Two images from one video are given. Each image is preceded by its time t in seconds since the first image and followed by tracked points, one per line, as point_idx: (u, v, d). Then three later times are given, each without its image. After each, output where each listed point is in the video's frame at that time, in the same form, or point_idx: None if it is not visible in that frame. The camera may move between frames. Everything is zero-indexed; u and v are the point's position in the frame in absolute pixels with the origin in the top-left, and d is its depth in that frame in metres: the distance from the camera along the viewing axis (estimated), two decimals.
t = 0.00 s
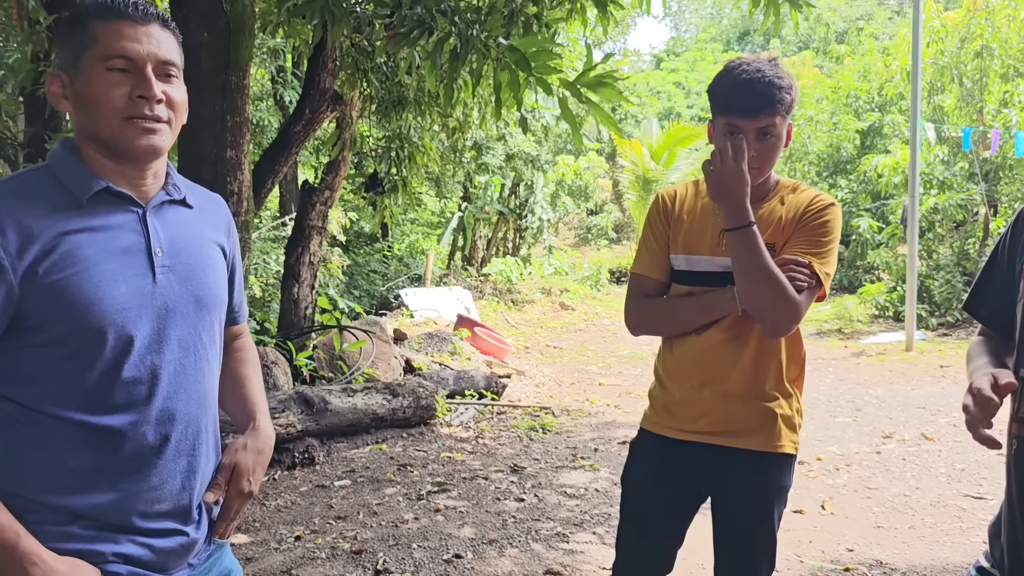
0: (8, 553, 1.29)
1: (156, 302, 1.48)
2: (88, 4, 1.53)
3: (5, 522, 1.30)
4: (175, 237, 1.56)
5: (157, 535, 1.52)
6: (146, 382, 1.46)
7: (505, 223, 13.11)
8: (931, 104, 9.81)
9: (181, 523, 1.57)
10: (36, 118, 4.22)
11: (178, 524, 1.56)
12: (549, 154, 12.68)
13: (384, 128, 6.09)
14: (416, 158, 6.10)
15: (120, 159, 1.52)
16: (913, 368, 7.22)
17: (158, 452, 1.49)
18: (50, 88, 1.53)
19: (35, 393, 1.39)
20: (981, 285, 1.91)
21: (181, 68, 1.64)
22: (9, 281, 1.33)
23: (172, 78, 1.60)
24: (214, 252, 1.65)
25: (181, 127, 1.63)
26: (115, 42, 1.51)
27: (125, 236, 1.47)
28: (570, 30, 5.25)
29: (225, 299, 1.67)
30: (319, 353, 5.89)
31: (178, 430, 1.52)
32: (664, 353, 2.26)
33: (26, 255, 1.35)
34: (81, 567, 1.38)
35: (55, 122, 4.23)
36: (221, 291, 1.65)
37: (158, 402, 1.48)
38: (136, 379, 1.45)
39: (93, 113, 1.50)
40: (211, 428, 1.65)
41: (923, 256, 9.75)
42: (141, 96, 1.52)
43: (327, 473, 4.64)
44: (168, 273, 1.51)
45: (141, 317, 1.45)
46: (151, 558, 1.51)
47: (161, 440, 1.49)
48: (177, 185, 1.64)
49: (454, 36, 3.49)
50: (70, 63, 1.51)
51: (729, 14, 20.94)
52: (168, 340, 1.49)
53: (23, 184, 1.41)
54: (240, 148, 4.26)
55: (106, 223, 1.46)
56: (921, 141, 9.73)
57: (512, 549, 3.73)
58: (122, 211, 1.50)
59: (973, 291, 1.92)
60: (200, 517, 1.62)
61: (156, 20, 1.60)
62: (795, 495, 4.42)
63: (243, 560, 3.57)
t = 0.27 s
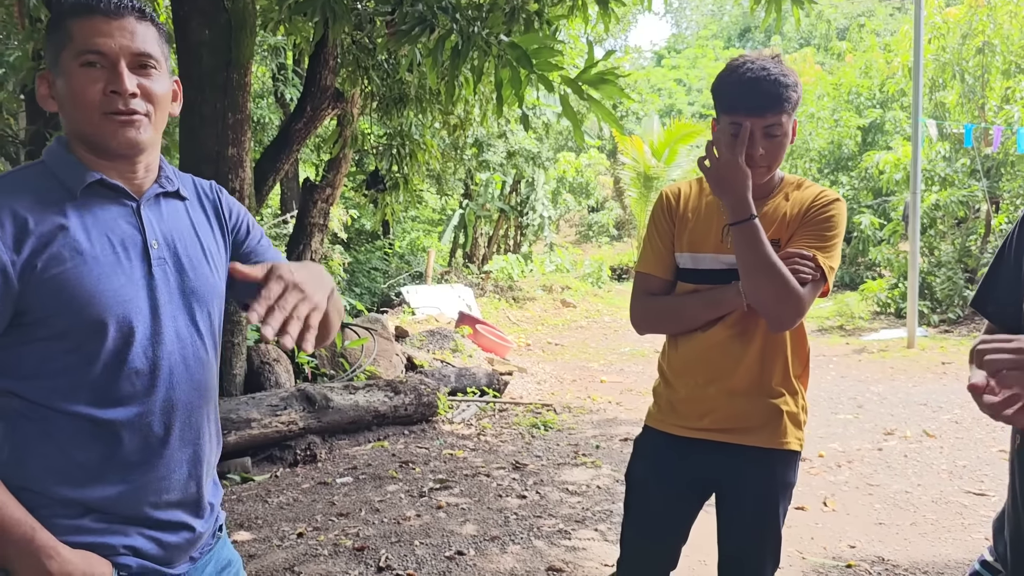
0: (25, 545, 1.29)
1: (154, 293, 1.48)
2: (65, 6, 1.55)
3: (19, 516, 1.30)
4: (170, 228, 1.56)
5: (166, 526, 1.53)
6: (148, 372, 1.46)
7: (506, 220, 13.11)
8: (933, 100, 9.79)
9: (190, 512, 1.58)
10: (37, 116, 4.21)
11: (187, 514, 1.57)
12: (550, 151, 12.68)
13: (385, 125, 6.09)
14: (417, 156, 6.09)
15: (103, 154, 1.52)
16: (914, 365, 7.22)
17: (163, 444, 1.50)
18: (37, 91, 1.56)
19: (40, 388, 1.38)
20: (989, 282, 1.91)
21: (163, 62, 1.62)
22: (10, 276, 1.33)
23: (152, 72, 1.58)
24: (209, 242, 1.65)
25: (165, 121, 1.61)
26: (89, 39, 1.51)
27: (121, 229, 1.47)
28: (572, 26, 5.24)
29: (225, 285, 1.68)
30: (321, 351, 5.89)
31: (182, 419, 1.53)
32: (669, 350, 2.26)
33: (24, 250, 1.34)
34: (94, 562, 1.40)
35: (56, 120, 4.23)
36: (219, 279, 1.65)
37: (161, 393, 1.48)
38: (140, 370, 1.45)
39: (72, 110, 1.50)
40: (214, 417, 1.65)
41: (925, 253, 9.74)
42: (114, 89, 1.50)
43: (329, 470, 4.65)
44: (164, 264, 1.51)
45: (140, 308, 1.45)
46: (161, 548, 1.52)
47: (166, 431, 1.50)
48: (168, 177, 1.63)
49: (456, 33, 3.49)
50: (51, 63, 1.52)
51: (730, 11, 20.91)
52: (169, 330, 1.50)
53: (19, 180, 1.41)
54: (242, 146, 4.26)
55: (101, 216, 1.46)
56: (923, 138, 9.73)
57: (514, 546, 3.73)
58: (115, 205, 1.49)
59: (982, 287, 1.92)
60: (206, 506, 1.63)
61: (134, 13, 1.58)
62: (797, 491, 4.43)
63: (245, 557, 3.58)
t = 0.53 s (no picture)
0: None
1: (132, 286, 1.46)
2: None
3: None
4: (152, 220, 1.55)
5: (154, 525, 1.51)
6: (129, 367, 1.44)
7: (506, 218, 13.10)
8: (932, 97, 9.78)
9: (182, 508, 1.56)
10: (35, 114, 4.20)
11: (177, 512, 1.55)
12: (550, 149, 12.67)
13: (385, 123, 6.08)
14: (416, 154, 6.08)
15: (84, 152, 1.51)
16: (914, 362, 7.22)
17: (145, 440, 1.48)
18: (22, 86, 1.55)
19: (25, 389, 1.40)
20: (995, 278, 1.92)
21: (151, 58, 1.58)
22: None
23: (139, 69, 1.55)
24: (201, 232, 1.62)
25: (150, 118, 1.58)
26: (73, 34, 1.48)
27: (98, 224, 1.46)
28: (570, 24, 5.23)
29: (217, 274, 1.65)
30: (320, 349, 5.89)
31: (168, 413, 1.50)
32: (667, 347, 2.26)
33: None
34: (64, 563, 1.39)
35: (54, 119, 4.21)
36: (208, 267, 1.62)
37: (142, 387, 1.46)
38: (117, 366, 1.43)
39: (53, 107, 1.49)
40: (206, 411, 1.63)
41: (924, 250, 9.75)
42: (94, 87, 1.48)
43: (328, 468, 4.65)
44: (143, 258, 1.49)
45: (118, 303, 1.43)
46: (150, 544, 1.50)
47: (147, 427, 1.48)
48: (153, 171, 1.61)
49: (454, 31, 3.49)
50: (37, 57, 1.51)
51: (729, 9, 20.90)
52: (149, 324, 1.48)
53: None
54: (240, 144, 4.26)
55: (78, 212, 1.45)
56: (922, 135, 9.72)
57: (513, 544, 3.74)
58: (95, 200, 1.48)
59: (988, 284, 1.93)
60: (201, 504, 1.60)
61: (122, 9, 1.55)
62: (796, 489, 4.43)
63: (244, 555, 3.58)
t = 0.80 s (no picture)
0: None
1: (133, 282, 1.48)
2: None
3: None
4: (152, 217, 1.56)
5: (157, 521, 1.53)
6: (131, 364, 1.46)
7: (505, 216, 13.11)
8: (931, 95, 9.78)
9: (183, 502, 1.58)
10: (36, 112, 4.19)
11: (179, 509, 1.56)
12: (549, 146, 12.68)
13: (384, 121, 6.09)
14: (416, 152, 6.09)
15: (83, 152, 1.51)
16: (912, 359, 7.25)
17: (147, 438, 1.49)
18: (18, 79, 1.53)
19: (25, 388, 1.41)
20: (988, 277, 1.96)
21: (152, 58, 1.58)
22: None
23: (141, 71, 1.55)
24: (200, 229, 1.63)
25: (149, 119, 1.59)
26: (78, 33, 1.48)
27: (97, 223, 1.48)
28: (568, 22, 5.24)
29: (213, 268, 1.67)
30: (320, 346, 5.91)
31: (170, 407, 1.52)
32: (665, 344, 2.28)
33: None
34: (67, 562, 1.42)
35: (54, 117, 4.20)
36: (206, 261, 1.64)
37: (144, 382, 1.48)
38: (118, 364, 1.44)
39: (54, 106, 1.48)
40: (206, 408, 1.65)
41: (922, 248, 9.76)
42: (99, 89, 1.48)
43: (328, 465, 4.67)
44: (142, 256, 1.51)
45: (117, 302, 1.45)
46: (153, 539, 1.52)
47: (148, 424, 1.49)
48: (150, 164, 1.62)
49: (454, 29, 3.51)
50: (35, 51, 1.49)
51: (728, 7, 20.91)
52: (150, 320, 1.49)
53: None
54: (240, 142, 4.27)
55: (78, 211, 1.46)
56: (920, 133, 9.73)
57: (513, 540, 3.76)
58: (94, 198, 1.50)
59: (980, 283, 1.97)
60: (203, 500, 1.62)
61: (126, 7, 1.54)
62: (794, 485, 4.45)
63: (245, 551, 3.60)
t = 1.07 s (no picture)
0: (47, 552, 1.28)
1: (160, 279, 1.52)
2: None
3: (39, 522, 1.28)
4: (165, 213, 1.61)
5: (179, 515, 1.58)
6: (162, 361, 1.50)
7: (502, 215, 13.12)
8: (927, 95, 9.79)
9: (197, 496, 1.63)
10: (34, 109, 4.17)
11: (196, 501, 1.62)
12: (546, 146, 12.69)
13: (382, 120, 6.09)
14: (413, 151, 6.09)
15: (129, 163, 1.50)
16: (908, 358, 7.27)
17: (172, 435, 1.54)
18: (72, 67, 1.43)
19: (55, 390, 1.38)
20: (982, 278, 1.97)
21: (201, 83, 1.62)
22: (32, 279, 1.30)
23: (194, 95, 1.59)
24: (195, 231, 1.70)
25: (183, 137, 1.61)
26: (164, 55, 1.48)
27: (127, 223, 1.48)
28: (565, 22, 5.25)
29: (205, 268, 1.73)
30: (317, 345, 5.92)
31: (192, 401, 1.59)
32: (662, 343, 2.30)
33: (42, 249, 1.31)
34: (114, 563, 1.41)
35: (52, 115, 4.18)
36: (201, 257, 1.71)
37: (174, 378, 1.53)
38: (151, 365, 1.48)
39: (128, 118, 1.46)
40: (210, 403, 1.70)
41: (918, 248, 9.79)
42: (172, 118, 1.50)
43: (326, 464, 4.68)
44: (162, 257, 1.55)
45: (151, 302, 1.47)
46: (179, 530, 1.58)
47: (174, 421, 1.54)
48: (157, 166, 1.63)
49: (451, 29, 3.52)
50: (110, 54, 1.44)
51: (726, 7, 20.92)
52: (173, 316, 1.54)
53: (20, 176, 1.37)
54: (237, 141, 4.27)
55: (108, 210, 1.45)
56: (917, 133, 9.75)
57: (510, 538, 3.77)
58: (117, 193, 1.48)
59: (976, 283, 1.98)
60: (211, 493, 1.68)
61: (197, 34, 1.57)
62: (790, 484, 4.46)
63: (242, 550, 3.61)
